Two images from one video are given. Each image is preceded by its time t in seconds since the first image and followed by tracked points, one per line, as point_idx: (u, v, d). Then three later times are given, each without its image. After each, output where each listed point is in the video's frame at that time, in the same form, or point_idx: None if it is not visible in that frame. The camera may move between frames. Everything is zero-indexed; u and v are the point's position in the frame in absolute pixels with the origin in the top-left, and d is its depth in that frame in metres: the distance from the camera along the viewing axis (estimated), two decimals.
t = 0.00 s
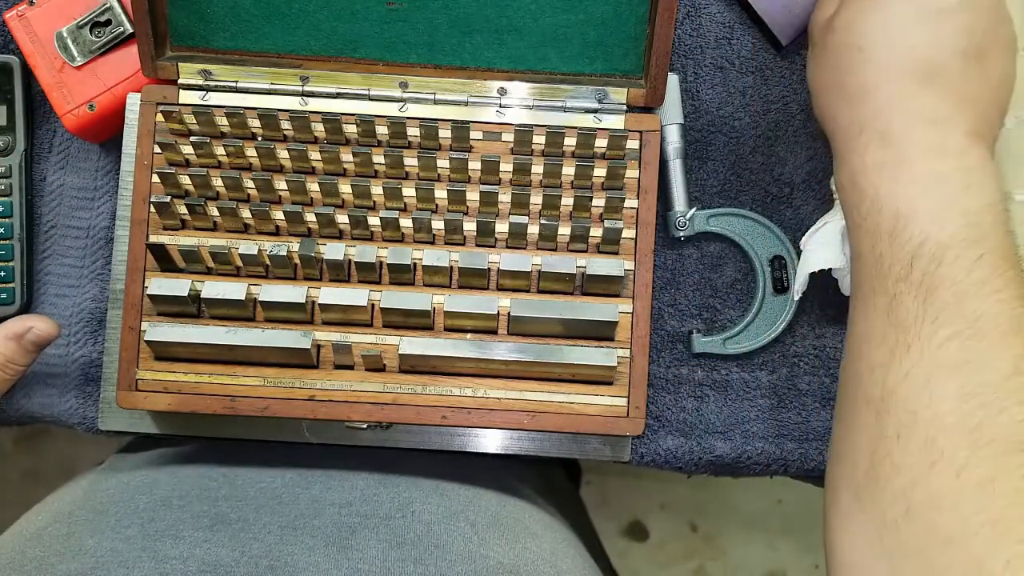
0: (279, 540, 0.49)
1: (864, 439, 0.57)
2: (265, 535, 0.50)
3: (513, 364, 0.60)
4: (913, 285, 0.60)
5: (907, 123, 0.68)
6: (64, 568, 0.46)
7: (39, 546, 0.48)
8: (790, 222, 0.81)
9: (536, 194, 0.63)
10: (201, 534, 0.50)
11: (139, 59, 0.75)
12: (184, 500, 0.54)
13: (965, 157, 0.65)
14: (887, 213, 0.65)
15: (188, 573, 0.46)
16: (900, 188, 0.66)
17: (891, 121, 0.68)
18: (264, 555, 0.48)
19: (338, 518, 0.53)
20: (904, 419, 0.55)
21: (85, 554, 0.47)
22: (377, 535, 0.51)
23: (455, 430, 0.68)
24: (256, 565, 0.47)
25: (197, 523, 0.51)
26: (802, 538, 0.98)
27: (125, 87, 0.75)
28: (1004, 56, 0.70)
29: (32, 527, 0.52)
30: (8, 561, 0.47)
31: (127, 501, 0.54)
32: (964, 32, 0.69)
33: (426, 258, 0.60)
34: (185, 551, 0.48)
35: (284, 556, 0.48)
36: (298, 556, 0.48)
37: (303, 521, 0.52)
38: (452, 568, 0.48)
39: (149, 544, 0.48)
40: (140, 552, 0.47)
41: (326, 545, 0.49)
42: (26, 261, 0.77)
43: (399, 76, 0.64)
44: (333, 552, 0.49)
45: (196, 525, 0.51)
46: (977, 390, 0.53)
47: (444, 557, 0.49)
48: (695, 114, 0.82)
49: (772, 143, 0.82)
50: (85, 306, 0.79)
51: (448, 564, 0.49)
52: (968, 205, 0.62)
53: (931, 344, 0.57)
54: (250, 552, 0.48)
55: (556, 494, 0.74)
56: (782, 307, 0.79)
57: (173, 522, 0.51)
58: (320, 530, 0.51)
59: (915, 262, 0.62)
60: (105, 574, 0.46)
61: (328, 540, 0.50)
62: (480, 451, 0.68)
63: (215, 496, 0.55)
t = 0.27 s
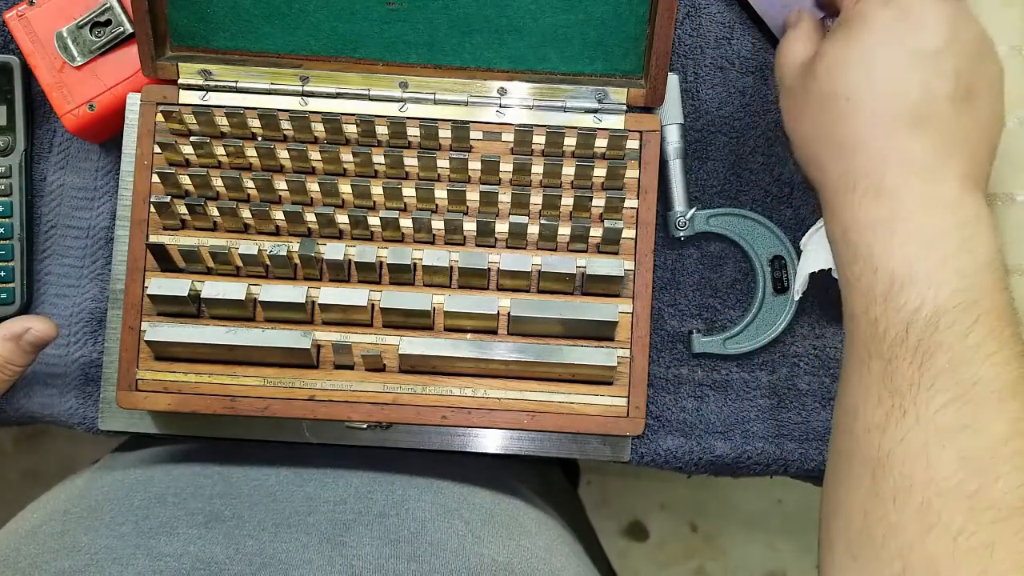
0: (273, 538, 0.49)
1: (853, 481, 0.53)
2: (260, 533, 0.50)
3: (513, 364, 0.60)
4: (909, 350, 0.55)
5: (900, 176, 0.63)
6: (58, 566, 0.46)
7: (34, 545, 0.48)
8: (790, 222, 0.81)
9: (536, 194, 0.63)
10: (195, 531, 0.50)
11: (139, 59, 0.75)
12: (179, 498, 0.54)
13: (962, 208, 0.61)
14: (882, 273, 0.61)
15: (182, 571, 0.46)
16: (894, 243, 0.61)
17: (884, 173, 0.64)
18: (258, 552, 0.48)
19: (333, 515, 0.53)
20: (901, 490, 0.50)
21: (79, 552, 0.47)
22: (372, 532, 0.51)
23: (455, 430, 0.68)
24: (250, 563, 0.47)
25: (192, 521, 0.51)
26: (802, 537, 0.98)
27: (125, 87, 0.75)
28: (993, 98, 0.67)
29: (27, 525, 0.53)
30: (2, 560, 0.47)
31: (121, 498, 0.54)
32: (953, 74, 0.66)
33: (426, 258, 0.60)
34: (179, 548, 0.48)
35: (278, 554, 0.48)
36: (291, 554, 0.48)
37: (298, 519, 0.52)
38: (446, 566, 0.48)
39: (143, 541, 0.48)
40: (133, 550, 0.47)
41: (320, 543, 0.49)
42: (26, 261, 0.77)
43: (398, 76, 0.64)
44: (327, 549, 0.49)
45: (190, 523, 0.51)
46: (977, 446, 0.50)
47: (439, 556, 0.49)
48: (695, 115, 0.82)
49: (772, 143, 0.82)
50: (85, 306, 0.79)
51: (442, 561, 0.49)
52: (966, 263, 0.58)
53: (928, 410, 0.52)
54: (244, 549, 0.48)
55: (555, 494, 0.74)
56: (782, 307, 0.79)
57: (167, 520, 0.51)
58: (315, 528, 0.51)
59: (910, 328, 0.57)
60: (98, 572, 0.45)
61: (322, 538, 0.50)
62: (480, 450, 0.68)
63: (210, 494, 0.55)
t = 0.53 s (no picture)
0: (273, 540, 0.49)
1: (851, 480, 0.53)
2: (260, 535, 0.50)
3: (513, 364, 0.60)
4: (901, 354, 0.56)
5: (890, 187, 0.63)
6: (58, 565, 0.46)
7: (34, 544, 0.48)
8: (790, 222, 0.81)
9: (536, 194, 0.63)
10: (195, 532, 0.50)
11: (139, 59, 0.75)
12: (179, 499, 0.54)
13: (952, 218, 0.61)
14: (875, 277, 0.61)
15: (182, 572, 0.46)
16: (886, 252, 0.61)
17: (876, 187, 0.64)
18: (258, 555, 0.48)
19: (333, 518, 0.53)
20: (898, 489, 0.50)
21: (79, 552, 0.47)
22: (372, 535, 0.51)
23: (455, 430, 0.68)
24: (250, 565, 0.47)
25: (192, 522, 0.51)
26: (802, 537, 0.98)
27: (125, 87, 0.75)
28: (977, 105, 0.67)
29: (27, 525, 0.53)
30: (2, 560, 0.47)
31: (121, 499, 0.54)
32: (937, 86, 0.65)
33: (426, 258, 0.60)
34: (179, 549, 0.48)
35: (278, 557, 0.48)
36: (291, 557, 0.48)
37: (297, 520, 0.52)
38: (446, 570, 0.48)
39: (143, 542, 0.48)
40: (133, 551, 0.47)
41: (320, 545, 0.49)
42: (26, 261, 0.77)
43: (399, 76, 0.64)
44: (327, 552, 0.49)
45: (190, 524, 0.51)
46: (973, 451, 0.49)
47: (438, 560, 0.49)
48: (695, 115, 0.82)
49: (772, 143, 0.82)
50: (85, 306, 0.79)
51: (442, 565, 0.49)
52: (957, 269, 0.58)
53: (921, 412, 0.52)
54: (245, 552, 0.48)
55: (556, 493, 0.74)
56: (782, 307, 0.79)
57: (167, 521, 0.51)
58: (315, 530, 0.51)
59: (903, 330, 0.57)
60: (98, 573, 0.45)
61: (322, 540, 0.50)
62: (480, 450, 0.68)
63: (210, 495, 0.55)
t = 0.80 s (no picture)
0: (273, 541, 0.49)
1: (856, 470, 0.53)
2: (260, 536, 0.50)
3: (513, 364, 0.60)
4: (920, 327, 0.55)
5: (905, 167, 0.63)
6: (58, 566, 0.46)
7: (34, 545, 0.48)
8: (790, 222, 0.81)
9: (536, 194, 0.63)
10: (195, 534, 0.50)
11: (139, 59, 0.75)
12: (179, 501, 0.54)
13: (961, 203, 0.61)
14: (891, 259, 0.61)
15: (182, 573, 0.46)
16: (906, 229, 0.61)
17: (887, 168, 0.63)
18: (258, 556, 0.48)
19: (333, 520, 0.53)
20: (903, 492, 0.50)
21: (79, 553, 0.47)
22: (371, 537, 0.51)
23: (455, 430, 0.68)
24: (250, 566, 0.47)
25: (192, 523, 0.51)
26: (801, 537, 0.98)
27: (125, 87, 0.75)
28: (1005, 91, 0.67)
29: (26, 527, 0.53)
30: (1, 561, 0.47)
31: (121, 501, 0.54)
32: (967, 64, 0.65)
33: (426, 258, 0.60)
34: (179, 550, 0.48)
35: (278, 558, 0.48)
36: (291, 558, 0.48)
37: (297, 522, 0.52)
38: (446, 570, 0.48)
39: (142, 543, 0.48)
40: (133, 552, 0.47)
41: (320, 547, 0.49)
42: (26, 261, 0.77)
43: (399, 76, 0.64)
44: (328, 553, 0.49)
45: (190, 525, 0.51)
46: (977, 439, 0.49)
47: (438, 561, 0.49)
48: (695, 114, 0.82)
49: (772, 143, 0.82)
50: (85, 306, 0.79)
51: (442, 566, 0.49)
52: (978, 246, 0.57)
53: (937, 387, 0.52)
54: (244, 553, 0.48)
55: (555, 493, 0.74)
56: (782, 307, 0.79)
57: (167, 522, 0.51)
58: (314, 532, 0.51)
59: (922, 304, 0.57)
60: (98, 574, 0.45)
61: (322, 542, 0.50)
62: (480, 450, 0.68)
63: (210, 497, 0.55)
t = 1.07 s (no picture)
0: (266, 531, 0.49)
1: (826, 508, 0.40)
2: (253, 526, 0.50)
3: (513, 364, 0.60)
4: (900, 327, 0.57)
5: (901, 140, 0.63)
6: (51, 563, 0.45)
7: (28, 543, 0.49)
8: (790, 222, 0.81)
9: (536, 194, 0.63)
10: (187, 527, 0.50)
11: (139, 59, 0.75)
12: (172, 495, 0.54)
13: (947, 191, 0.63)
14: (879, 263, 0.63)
15: (175, 565, 0.45)
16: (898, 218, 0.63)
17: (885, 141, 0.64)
18: (251, 545, 0.47)
19: (325, 509, 0.53)
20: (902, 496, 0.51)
21: (74, 550, 0.47)
22: (364, 525, 0.51)
23: (455, 430, 0.68)
24: (243, 554, 0.46)
25: (185, 517, 0.51)
26: (802, 537, 0.98)
27: (125, 87, 0.75)
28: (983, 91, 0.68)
29: (23, 525, 0.53)
30: None
31: (115, 497, 0.54)
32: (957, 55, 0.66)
33: (426, 258, 0.60)
34: (172, 542, 0.48)
35: (271, 546, 0.47)
36: (285, 545, 0.47)
37: (290, 513, 0.52)
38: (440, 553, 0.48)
39: (136, 537, 0.48)
40: (127, 547, 0.47)
41: (313, 534, 0.49)
42: (26, 261, 0.77)
43: (399, 76, 0.64)
44: (321, 540, 0.48)
45: (183, 519, 0.51)
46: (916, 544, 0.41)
47: (432, 545, 0.49)
48: (695, 114, 0.82)
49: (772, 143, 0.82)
50: (85, 306, 0.79)
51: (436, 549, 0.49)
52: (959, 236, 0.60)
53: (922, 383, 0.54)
54: (237, 542, 0.48)
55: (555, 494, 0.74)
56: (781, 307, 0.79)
57: (160, 516, 0.51)
58: (307, 521, 0.51)
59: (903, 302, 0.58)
60: (91, 568, 0.45)
61: (315, 529, 0.50)
62: (480, 451, 0.68)
63: (204, 491, 0.56)
